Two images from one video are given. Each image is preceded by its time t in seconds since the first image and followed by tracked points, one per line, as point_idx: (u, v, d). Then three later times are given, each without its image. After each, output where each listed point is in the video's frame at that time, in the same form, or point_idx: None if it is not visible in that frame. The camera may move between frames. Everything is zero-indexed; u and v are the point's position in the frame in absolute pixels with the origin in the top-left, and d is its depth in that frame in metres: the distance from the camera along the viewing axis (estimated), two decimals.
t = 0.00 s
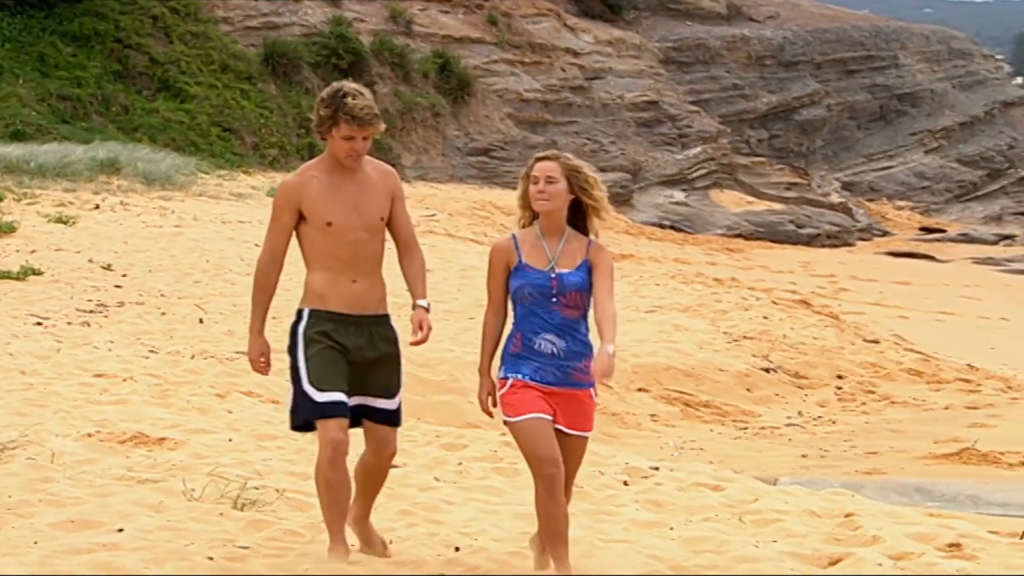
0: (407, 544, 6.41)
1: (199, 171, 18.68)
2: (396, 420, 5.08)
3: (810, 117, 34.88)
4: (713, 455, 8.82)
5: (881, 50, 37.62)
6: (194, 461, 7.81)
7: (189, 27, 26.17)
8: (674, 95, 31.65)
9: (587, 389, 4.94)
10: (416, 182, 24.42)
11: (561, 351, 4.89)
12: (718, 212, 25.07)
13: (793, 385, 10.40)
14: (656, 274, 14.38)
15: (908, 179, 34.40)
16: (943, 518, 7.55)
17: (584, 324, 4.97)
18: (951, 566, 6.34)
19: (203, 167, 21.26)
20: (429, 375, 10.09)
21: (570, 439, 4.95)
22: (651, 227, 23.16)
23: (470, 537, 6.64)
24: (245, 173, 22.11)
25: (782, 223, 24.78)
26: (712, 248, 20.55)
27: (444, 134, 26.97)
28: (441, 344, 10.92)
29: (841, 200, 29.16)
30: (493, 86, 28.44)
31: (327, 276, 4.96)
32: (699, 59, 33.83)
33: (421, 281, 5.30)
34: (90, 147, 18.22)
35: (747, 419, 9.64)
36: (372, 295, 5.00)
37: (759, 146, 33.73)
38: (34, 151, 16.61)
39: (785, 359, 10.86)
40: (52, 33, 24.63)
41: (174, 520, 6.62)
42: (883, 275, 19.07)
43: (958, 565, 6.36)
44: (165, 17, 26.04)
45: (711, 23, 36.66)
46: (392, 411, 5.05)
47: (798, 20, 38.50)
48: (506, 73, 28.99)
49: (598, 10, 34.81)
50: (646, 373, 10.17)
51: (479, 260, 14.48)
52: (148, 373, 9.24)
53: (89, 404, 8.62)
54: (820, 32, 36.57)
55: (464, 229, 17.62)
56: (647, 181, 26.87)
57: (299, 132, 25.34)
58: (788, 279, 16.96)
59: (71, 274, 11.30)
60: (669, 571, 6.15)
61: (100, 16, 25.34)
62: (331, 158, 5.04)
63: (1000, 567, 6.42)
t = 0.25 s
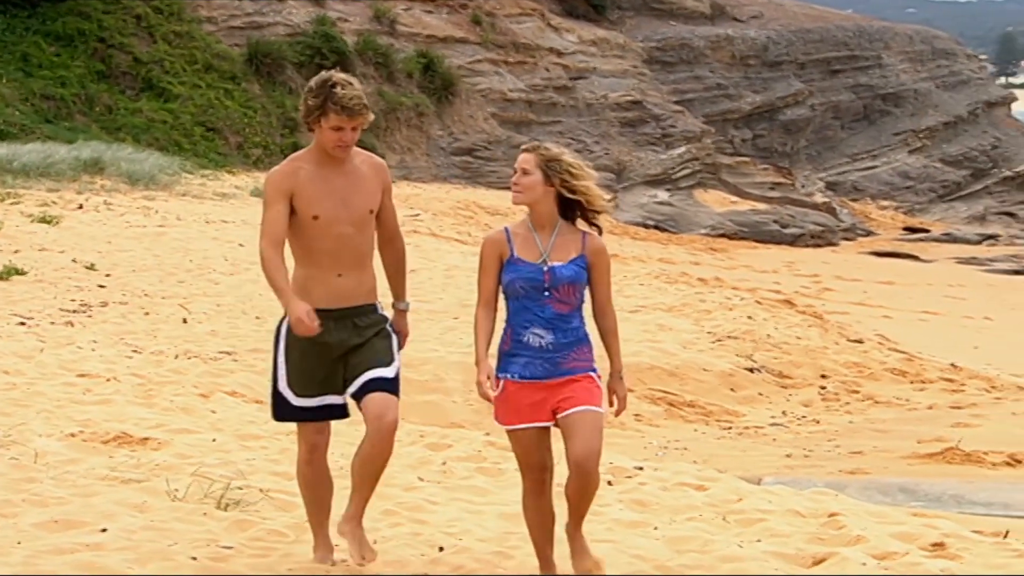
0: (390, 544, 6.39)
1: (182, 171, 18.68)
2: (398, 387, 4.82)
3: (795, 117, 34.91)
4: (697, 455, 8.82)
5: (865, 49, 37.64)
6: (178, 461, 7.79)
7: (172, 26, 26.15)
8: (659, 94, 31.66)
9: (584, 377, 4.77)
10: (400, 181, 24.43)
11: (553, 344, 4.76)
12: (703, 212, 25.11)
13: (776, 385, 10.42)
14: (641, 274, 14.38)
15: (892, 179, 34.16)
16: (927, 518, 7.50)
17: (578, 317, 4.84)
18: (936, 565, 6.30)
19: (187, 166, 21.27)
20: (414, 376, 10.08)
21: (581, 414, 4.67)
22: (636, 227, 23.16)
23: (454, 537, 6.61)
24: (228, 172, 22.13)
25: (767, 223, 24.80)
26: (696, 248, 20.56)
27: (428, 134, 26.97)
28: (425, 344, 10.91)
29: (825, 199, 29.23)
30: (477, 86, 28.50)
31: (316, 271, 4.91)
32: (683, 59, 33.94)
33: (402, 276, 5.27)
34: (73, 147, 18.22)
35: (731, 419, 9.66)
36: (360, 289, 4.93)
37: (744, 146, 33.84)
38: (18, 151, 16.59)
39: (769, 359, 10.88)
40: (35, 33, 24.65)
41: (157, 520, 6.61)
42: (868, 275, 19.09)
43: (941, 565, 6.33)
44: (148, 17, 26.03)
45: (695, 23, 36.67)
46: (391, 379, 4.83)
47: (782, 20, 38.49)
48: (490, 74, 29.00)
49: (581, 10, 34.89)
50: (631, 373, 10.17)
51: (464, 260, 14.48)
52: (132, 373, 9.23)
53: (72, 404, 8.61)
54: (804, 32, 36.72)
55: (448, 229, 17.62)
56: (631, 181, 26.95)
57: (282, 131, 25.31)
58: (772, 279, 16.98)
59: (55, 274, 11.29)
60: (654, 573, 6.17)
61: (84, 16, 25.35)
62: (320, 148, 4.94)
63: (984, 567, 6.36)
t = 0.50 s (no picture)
0: (379, 545, 6.38)
1: (171, 171, 18.66)
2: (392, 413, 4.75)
3: (784, 117, 34.95)
4: (686, 455, 8.82)
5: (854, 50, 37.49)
6: (168, 462, 7.78)
7: (161, 26, 26.11)
8: (648, 94, 31.66)
9: (585, 391, 4.76)
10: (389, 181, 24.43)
11: (555, 361, 4.76)
12: (693, 212, 25.07)
13: (765, 385, 10.43)
14: (630, 274, 14.40)
15: (881, 179, 34.41)
16: (916, 518, 7.50)
17: (581, 332, 4.84)
18: (925, 565, 6.30)
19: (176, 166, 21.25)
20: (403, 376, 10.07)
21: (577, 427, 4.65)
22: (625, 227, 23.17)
23: (443, 537, 6.61)
24: (216, 172, 22.11)
25: (756, 223, 24.80)
26: (685, 248, 20.59)
27: (417, 134, 26.96)
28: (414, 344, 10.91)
29: (815, 200, 29.24)
30: (467, 86, 28.50)
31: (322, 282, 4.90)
32: (673, 59, 33.97)
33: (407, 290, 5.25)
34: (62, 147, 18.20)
35: (720, 419, 9.67)
36: (366, 303, 4.91)
37: (733, 146, 33.92)
38: (6, 150, 16.58)
39: (758, 359, 10.89)
40: (24, 33, 24.61)
41: (146, 521, 6.60)
42: (857, 275, 19.12)
43: (930, 565, 6.33)
44: (137, 16, 25.98)
45: (684, 23, 36.66)
46: (386, 405, 4.74)
47: (772, 20, 38.50)
48: (479, 74, 28.98)
49: (571, 10, 34.91)
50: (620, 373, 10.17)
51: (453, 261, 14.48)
52: (121, 374, 9.22)
53: (61, 404, 8.60)
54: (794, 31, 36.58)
55: (437, 229, 17.62)
56: (621, 181, 26.94)
57: (271, 132, 25.18)
58: (761, 279, 17.00)
59: (43, 274, 11.28)
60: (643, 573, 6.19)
61: (72, 16, 25.30)
62: (335, 158, 4.92)
63: (973, 567, 6.36)
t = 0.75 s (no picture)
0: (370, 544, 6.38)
1: (160, 171, 18.64)
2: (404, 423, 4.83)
3: (773, 117, 34.98)
4: (676, 454, 8.83)
5: (844, 50, 37.52)
6: (157, 462, 7.77)
7: (150, 26, 26.06)
8: (638, 94, 31.67)
9: (599, 388, 4.75)
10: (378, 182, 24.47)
11: (568, 358, 4.73)
12: (683, 212, 25.07)
13: (755, 385, 10.45)
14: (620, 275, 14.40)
15: (870, 179, 34.43)
16: (906, 518, 7.50)
17: (591, 327, 4.80)
18: (914, 566, 6.31)
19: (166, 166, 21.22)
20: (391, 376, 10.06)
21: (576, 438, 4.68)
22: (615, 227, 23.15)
23: (433, 537, 6.61)
24: (206, 172, 22.09)
25: (746, 223, 24.81)
26: (675, 248, 20.60)
27: (408, 134, 26.97)
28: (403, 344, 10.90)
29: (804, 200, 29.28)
30: (457, 86, 28.42)
31: (332, 274, 4.79)
32: (662, 59, 33.97)
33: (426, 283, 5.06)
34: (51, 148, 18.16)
35: (710, 419, 9.68)
36: (377, 298, 4.81)
37: (722, 146, 33.97)
38: None
39: (748, 359, 10.91)
40: (13, 32, 24.53)
41: (135, 521, 6.60)
42: (846, 275, 19.15)
43: (920, 565, 6.34)
44: (127, 16, 25.91)
45: (674, 23, 36.68)
46: (398, 414, 4.82)
47: (761, 20, 38.50)
48: (470, 74, 28.95)
49: (561, 10, 34.89)
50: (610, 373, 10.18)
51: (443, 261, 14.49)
52: (110, 374, 9.21)
53: (50, 405, 8.59)
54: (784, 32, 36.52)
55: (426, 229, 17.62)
56: (612, 181, 26.95)
57: (261, 131, 25.21)
58: (751, 280, 17.02)
59: (32, 275, 11.27)
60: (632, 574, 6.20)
61: (61, 15, 25.22)
62: (349, 147, 4.82)
63: (963, 567, 6.36)
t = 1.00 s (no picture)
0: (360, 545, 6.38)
1: (150, 171, 18.62)
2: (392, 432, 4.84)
3: (763, 117, 35.02)
4: (666, 455, 8.84)
5: (833, 50, 37.65)
6: (147, 462, 7.76)
7: (140, 26, 26.01)
8: (628, 94, 31.69)
9: (594, 389, 4.71)
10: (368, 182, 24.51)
11: (568, 352, 4.67)
12: (672, 212, 25.03)
13: (745, 385, 10.46)
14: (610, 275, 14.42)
15: (860, 179, 34.50)
16: (895, 518, 7.51)
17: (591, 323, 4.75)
18: (904, 566, 6.32)
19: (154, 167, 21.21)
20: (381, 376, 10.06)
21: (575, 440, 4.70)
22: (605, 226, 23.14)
23: (422, 538, 6.61)
24: (195, 172, 22.09)
25: (736, 223, 24.83)
26: (664, 248, 20.62)
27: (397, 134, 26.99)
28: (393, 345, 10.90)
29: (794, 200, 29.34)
30: (447, 86, 28.33)
31: (332, 279, 4.71)
32: (652, 59, 33.97)
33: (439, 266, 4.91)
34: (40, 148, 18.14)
35: (700, 419, 9.69)
36: (379, 302, 4.74)
37: (712, 146, 34.00)
38: None
39: (738, 359, 10.93)
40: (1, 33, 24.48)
41: (124, 521, 6.59)
42: (835, 276, 19.18)
43: (909, 565, 6.35)
44: (116, 17, 25.86)
45: (663, 23, 36.70)
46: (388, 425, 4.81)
47: (751, 20, 38.54)
48: (460, 74, 28.93)
49: (550, 10, 34.90)
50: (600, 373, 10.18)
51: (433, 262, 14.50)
52: (100, 374, 9.21)
53: (39, 405, 8.58)
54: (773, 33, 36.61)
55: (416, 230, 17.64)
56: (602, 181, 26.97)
57: (251, 131, 25.20)
58: (741, 280, 17.04)
59: (22, 275, 11.25)
60: (621, 574, 6.21)
61: (51, 15, 25.16)
62: (350, 150, 4.78)
63: (952, 567, 6.36)
